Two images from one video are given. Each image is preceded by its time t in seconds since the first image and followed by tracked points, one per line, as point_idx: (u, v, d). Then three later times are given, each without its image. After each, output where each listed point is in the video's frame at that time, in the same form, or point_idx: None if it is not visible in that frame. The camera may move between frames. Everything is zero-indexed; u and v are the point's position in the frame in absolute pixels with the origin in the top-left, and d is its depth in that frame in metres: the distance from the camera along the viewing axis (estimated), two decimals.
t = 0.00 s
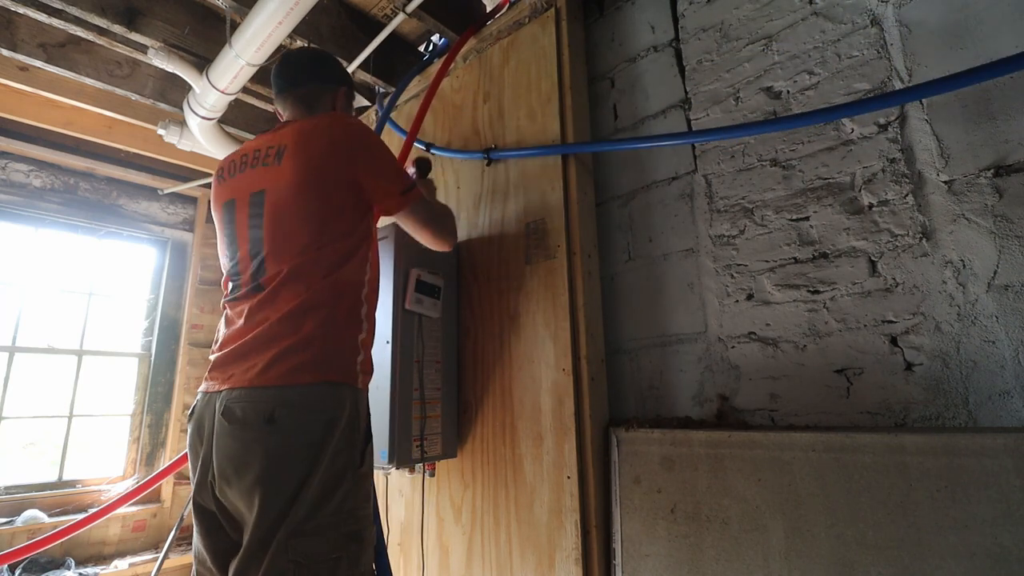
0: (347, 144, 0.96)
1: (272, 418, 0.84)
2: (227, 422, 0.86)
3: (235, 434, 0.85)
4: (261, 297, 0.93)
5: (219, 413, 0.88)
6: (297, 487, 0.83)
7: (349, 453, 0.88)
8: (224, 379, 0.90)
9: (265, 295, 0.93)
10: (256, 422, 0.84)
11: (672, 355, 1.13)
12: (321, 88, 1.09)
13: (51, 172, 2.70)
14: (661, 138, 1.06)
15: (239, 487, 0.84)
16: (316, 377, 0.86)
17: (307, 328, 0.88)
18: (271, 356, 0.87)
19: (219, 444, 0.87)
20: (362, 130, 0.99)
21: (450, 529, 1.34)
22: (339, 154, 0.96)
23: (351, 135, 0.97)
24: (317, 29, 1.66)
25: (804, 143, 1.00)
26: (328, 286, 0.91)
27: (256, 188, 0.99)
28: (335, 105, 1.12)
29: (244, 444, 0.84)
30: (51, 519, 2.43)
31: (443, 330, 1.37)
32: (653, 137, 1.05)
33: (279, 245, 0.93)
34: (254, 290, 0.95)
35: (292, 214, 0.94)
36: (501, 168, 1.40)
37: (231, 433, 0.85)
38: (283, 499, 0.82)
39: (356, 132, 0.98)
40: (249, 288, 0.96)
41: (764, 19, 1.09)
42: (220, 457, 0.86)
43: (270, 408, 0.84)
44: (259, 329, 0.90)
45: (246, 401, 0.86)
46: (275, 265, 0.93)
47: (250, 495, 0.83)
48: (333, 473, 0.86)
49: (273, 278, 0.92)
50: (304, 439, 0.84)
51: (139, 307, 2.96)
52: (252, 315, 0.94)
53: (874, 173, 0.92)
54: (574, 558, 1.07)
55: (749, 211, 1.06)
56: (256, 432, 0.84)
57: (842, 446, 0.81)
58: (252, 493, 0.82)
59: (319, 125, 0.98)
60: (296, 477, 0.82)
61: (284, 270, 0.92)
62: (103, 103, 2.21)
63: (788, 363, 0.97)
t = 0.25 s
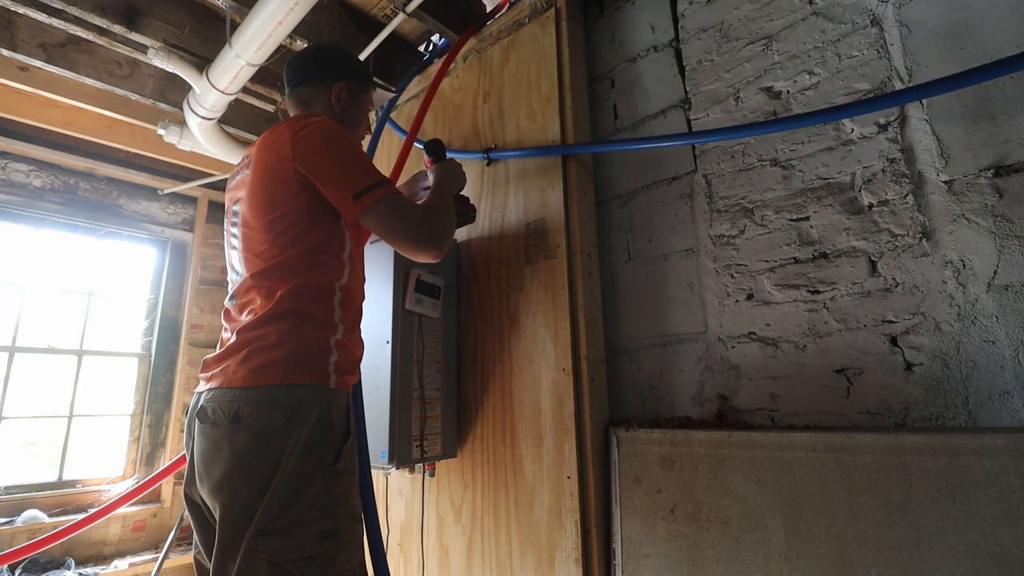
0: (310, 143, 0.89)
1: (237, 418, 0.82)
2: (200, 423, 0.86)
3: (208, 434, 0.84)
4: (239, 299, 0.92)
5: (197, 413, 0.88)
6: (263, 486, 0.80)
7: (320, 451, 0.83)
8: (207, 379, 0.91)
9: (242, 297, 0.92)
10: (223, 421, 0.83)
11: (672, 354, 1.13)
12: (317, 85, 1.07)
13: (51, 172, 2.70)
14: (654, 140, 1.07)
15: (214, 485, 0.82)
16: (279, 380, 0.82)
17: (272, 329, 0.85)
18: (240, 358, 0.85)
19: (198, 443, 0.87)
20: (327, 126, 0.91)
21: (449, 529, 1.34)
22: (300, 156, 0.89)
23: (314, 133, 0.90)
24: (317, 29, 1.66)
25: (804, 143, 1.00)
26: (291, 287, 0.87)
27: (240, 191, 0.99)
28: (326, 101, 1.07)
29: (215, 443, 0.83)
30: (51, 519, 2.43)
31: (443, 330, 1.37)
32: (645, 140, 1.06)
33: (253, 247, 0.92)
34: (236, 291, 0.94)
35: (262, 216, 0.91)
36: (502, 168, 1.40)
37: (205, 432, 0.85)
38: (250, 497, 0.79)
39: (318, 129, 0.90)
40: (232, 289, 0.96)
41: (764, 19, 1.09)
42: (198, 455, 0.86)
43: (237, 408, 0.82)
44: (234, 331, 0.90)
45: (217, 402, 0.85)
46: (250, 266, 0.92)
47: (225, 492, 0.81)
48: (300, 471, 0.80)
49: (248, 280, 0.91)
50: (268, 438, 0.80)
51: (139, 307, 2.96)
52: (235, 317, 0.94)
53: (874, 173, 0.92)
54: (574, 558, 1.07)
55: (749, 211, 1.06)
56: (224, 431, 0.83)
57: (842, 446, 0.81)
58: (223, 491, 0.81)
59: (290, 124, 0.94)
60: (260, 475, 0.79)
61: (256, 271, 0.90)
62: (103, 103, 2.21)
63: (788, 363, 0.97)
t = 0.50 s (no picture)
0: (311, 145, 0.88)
1: (233, 416, 0.82)
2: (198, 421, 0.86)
3: (205, 432, 0.84)
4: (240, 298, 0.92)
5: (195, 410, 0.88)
6: (257, 485, 0.79)
7: (316, 450, 0.83)
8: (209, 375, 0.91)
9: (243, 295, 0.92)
10: (220, 419, 0.83)
11: (672, 354, 1.13)
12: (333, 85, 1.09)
13: (51, 172, 2.70)
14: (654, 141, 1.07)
15: (210, 484, 0.82)
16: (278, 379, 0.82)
17: (271, 329, 0.85)
18: (240, 357, 0.85)
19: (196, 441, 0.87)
20: (327, 127, 0.90)
21: (449, 529, 1.34)
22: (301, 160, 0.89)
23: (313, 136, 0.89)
24: (317, 28, 1.66)
25: (804, 143, 1.00)
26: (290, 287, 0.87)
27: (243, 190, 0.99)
28: (337, 101, 1.08)
29: (213, 441, 0.83)
30: (51, 519, 2.43)
31: (443, 330, 1.37)
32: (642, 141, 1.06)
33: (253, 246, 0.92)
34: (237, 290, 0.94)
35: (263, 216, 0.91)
36: (501, 168, 1.40)
37: (202, 430, 0.85)
38: (246, 496, 0.79)
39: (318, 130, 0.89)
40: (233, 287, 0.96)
41: (764, 19, 1.09)
42: (196, 453, 0.86)
43: (233, 405, 0.82)
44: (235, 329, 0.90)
45: (215, 400, 0.84)
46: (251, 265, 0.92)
47: (221, 492, 0.80)
48: (295, 471, 0.80)
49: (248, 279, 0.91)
50: (264, 437, 0.80)
51: (139, 307, 2.96)
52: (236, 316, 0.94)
53: (874, 173, 0.92)
54: (574, 558, 1.07)
55: (749, 211, 1.06)
56: (221, 429, 0.82)
57: (842, 446, 0.81)
58: (218, 490, 0.81)
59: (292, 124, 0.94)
60: (255, 475, 0.79)
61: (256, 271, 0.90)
62: (103, 103, 2.21)
63: (788, 363, 0.97)
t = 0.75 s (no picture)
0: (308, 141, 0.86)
1: (244, 415, 0.81)
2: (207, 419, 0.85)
3: (215, 431, 0.83)
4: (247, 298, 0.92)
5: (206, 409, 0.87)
6: (269, 485, 0.79)
7: (327, 451, 0.83)
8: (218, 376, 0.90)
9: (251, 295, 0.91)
10: (231, 418, 0.82)
11: (672, 354, 1.13)
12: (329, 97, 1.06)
13: (51, 172, 2.70)
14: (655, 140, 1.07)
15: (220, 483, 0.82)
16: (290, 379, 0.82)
17: (282, 328, 0.85)
18: (251, 357, 0.85)
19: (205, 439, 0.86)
20: (324, 124, 0.89)
21: (449, 529, 1.34)
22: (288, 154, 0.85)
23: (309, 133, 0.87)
24: (316, 28, 1.66)
25: (804, 143, 1.00)
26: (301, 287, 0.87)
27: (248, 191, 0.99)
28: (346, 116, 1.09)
29: (223, 440, 0.82)
30: (51, 519, 2.43)
31: (443, 330, 1.37)
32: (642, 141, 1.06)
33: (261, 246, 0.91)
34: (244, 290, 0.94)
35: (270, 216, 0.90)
36: (502, 168, 1.40)
37: (212, 428, 0.84)
38: (256, 497, 0.79)
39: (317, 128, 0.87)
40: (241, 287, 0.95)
41: (764, 19, 1.09)
42: (204, 452, 0.85)
43: (245, 404, 0.82)
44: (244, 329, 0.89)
45: (227, 399, 0.84)
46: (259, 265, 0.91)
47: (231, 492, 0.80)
48: (307, 471, 0.80)
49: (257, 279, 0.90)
50: (276, 437, 0.80)
51: (139, 307, 2.96)
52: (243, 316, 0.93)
53: (874, 173, 0.92)
54: (574, 558, 1.07)
55: (749, 211, 1.06)
56: (232, 428, 0.82)
57: (842, 446, 0.81)
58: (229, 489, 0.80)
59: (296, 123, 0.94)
60: (267, 475, 0.79)
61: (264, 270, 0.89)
62: (104, 103, 2.21)
63: (788, 363, 0.97)
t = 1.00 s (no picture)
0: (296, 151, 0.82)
1: (244, 421, 0.80)
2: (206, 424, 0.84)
3: (213, 436, 0.82)
4: (233, 302, 0.90)
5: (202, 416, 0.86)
6: (270, 489, 0.78)
7: (327, 453, 0.83)
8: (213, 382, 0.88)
9: (239, 300, 0.89)
10: (230, 424, 0.81)
11: (672, 354, 1.13)
12: (307, 72, 1.02)
13: (51, 172, 2.70)
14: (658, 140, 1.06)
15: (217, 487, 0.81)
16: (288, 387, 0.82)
17: (279, 335, 0.84)
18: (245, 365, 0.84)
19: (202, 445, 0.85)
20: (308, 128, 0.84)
21: (450, 529, 1.34)
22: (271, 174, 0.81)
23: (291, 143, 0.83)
24: (316, 28, 1.66)
25: (804, 143, 1.00)
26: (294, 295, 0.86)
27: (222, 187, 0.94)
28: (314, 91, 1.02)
29: (222, 445, 0.81)
30: (51, 519, 2.43)
31: (443, 330, 1.37)
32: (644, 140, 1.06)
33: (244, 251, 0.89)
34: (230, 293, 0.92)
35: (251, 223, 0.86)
36: (502, 168, 1.40)
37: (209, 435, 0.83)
38: (257, 500, 0.78)
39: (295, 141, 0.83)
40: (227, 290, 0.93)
41: (764, 19, 1.09)
42: (201, 457, 0.84)
43: (245, 410, 0.81)
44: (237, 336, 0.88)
45: (225, 407, 0.83)
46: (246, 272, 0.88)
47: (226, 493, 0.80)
48: (309, 474, 0.80)
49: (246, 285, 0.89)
50: (276, 443, 0.80)
51: (139, 307, 2.96)
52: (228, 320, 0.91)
53: (874, 173, 0.92)
54: (574, 558, 1.07)
55: (749, 211, 1.06)
56: (231, 434, 0.81)
57: (842, 446, 0.81)
58: (228, 493, 0.79)
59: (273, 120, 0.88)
60: (267, 479, 0.78)
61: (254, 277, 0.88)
62: (104, 103, 2.21)
63: (788, 363, 0.97)
